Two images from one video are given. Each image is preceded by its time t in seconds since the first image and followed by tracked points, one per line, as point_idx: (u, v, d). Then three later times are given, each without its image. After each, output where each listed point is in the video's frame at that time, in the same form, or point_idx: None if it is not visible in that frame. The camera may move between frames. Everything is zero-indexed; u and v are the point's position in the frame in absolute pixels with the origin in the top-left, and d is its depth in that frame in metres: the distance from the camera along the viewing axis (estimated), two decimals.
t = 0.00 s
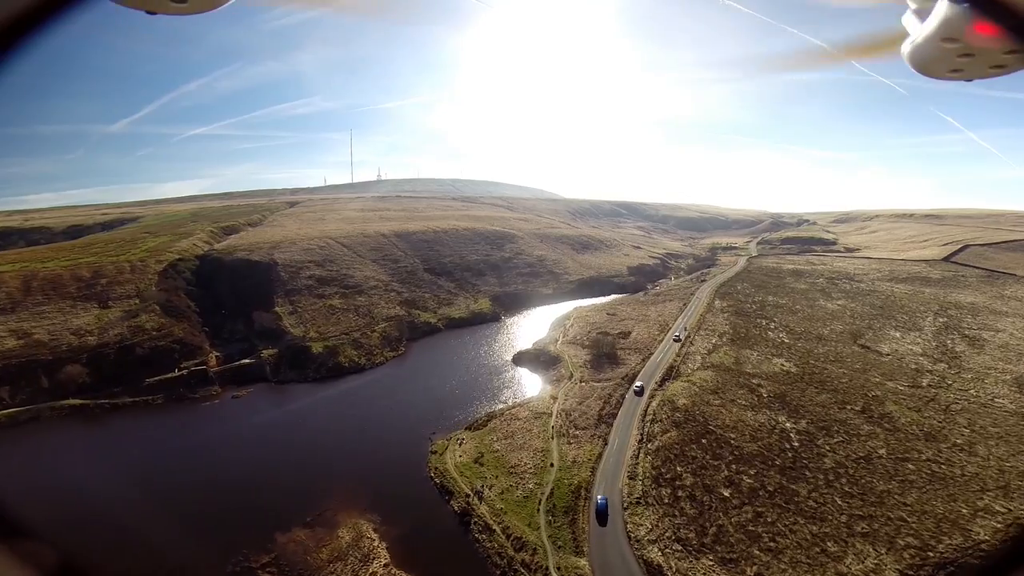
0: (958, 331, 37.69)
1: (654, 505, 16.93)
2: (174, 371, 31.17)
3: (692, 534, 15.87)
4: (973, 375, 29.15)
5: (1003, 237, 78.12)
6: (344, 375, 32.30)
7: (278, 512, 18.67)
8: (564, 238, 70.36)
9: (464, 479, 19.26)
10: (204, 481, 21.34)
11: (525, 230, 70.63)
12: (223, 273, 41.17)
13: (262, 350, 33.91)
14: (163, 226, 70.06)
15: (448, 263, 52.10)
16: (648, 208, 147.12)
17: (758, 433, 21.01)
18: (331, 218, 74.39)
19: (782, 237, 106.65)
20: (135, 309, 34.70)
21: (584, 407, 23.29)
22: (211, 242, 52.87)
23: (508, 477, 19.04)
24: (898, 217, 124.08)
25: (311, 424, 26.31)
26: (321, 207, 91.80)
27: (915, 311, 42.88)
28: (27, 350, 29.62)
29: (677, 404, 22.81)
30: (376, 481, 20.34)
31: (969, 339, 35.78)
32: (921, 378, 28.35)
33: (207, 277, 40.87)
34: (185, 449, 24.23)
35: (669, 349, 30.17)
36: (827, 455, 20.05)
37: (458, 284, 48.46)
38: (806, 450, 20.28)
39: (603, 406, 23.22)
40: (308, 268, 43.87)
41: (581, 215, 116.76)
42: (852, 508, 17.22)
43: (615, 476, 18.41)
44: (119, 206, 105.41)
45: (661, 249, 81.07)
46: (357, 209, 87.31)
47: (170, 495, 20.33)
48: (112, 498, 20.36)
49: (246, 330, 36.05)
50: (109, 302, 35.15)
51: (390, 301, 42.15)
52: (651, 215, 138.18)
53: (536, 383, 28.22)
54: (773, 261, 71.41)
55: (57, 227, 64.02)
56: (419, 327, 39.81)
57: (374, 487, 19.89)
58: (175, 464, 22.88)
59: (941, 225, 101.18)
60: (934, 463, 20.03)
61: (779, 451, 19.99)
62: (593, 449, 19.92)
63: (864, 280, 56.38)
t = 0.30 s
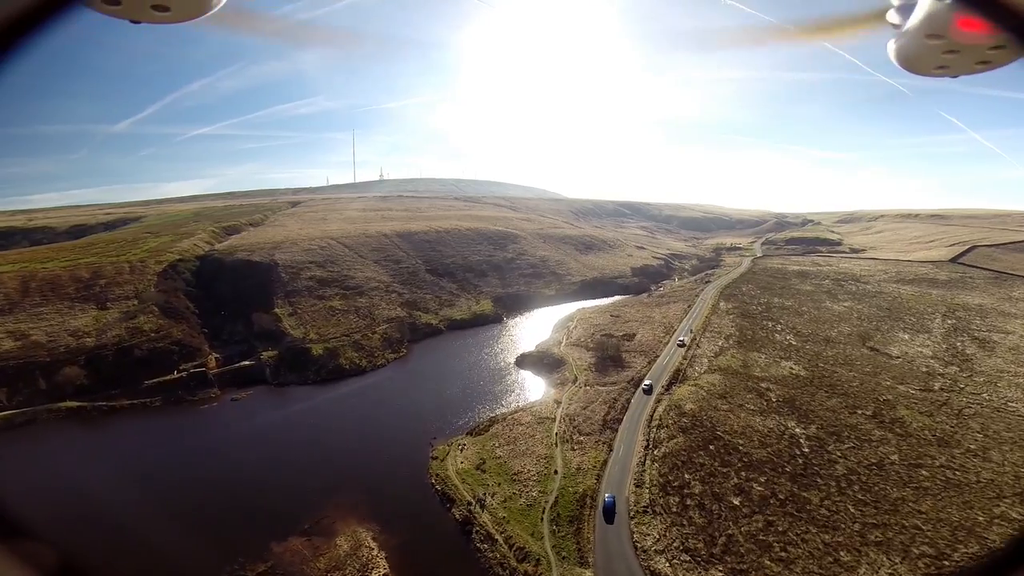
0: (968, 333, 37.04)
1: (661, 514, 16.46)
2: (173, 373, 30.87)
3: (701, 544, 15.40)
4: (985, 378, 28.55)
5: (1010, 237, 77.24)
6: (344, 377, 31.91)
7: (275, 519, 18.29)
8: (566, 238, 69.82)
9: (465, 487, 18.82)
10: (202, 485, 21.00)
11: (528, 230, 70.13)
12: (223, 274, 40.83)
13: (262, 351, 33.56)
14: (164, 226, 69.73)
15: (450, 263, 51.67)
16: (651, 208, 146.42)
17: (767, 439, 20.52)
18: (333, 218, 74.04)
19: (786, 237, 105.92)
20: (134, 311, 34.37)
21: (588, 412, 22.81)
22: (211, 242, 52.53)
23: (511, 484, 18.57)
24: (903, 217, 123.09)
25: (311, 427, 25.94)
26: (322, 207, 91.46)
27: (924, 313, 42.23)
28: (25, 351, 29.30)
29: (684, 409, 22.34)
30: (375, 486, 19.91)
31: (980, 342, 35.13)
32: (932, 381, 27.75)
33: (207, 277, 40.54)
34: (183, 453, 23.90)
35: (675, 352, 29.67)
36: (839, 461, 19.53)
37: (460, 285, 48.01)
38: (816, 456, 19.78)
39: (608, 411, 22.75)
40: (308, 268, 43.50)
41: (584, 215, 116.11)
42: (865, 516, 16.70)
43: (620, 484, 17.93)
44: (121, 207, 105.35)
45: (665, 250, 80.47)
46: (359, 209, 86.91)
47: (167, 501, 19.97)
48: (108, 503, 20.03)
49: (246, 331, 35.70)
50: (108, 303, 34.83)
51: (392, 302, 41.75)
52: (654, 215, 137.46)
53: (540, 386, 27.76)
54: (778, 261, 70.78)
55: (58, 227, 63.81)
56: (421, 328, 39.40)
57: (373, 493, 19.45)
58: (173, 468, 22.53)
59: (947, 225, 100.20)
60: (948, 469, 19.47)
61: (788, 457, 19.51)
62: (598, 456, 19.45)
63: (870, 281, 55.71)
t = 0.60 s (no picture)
0: (980, 336, 36.29)
1: (671, 524, 15.88)
2: (171, 376, 30.48)
3: (712, 556, 14.82)
4: (1000, 382, 27.83)
5: (1020, 237, 76.18)
6: (345, 380, 31.41)
7: (272, 529, 17.82)
8: (570, 239, 69.30)
9: (468, 496, 18.28)
10: (199, 490, 20.57)
11: (531, 230, 69.65)
12: (224, 274, 40.44)
13: (261, 354, 33.13)
14: (167, 226, 69.60)
15: (453, 264, 51.21)
16: (654, 208, 145.66)
17: (779, 446, 19.92)
18: (336, 218, 73.68)
19: (791, 237, 105.10)
20: (133, 312, 34.00)
21: (594, 418, 22.22)
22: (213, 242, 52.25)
23: (515, 493, 18.01)
24: (910, 217, 121.95)
25: (311, 431, 25.47)
26: (325, 207, 91.19)
27: (934, 315, 41.52)
28: (22, 353, 28.92)
29: (693, 415, 21.73)
30: (375, 494, 19.40)
31: (993, 344, 34.39)
32: (945, 385, 27.03)
33: (208, 278, 40.16)
34: (181, 457, 23.49)
35: (681, 355, 29.08)
36: (853, 469, 18.90)
37: (463, 286, 47.57)
38: (830, 463, 19.16)
39: (614, 417, 22.17)
40: (310, 269, 43.10)
41: (587, 215, 115.59)
42: (881, 526, 16.08)
43: (628, 493, 17.35)
44: (125, 207, 105.43)
45: (669, 250, 79.86)
46: (362, 209, 86.57)
47: (162, 506, 19.53)
48: (102, 508, 19.61)
49: (246, 333, 35.25)
50: (107, 304, 34.46)
51: (393, 303, 41.29)
52: (658, 215, 136.79)
53: (544, 391, 27.23)
54: (784, 262, 70.00)
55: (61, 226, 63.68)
56: (423, 330, 38.93)
57: (372, 501, 18.94)
58: (170, 471, 22.12)
59: (954, 225, 99.17)
60: (967, 476, 18.77)
61: (802, 465, 18.89)
62: (605, 464, 18.88)
63: (879, 282, 54.93)
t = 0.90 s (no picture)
0: (990, 337, 35.66)
1: (679, 533, 15.39)
2: (168, 378, 30.11)
3: (722, 567, 14.32)
4: (1012, 384, 27.22)
5: None
6: (345, 383, 30.96)
7: (270, 534, 17.44)
8: (573, 239, 68.77)
9: (469, 504, 17.80)
10: (197, 493, 20.26)
11: (534, 230, 69.15)
12: (223, 275, 40.05)
13: (260, 356, 32.72)
14: (168, 226, 69.37)
15: (455, 264, 50.74)
16: (657, 208, 145.06)
17: (789, 452, 19.43)
18: (337, 218, 73.33)
19: (795, 237, 104.36)
20: (131, 313, 33.63)
21: (599, 423, 21.75)
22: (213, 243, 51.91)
23: (518, 501, 17.52)
24: (914, 217, 121.13)
25: (312, 433, 25.09)
26: (327, 207, 90.85)
27: (942, 316, 40.89)
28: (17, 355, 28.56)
29: (700, 420, 21.23)
30: (375, 500, 18.98)
31: (1003, 346, 33.74)
32: (957, 388, 26.43)
33: (207, 279, 39.78)
34: (181, 458, 23.21)
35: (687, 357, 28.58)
36: (865, 475, 18.40)
37: (464, 287, 47.11)
38: (841, 469, 18.66)
39: (620, 422, 21.66)
40: (310, 270, 42.69)
41: (589, 215, 115.06)
42: (895, 534, 15.56)
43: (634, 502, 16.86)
44: (127, 207, 105.20)
45: (672, 250, 79.28)
46: (363, 209, 86.20)
47: (159, 509, 19.21)
48: (100, 510, 19.36)
49: (245, 335, 34.86)
50: (104, 306, 34.09)
51: (394, 305, 40.84)
52: (660, 215, 136.20)
53: (546, 394, 26.76)
54: (788, 262, 69.39)
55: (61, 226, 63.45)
56: (423, 332, 38.48)
57: (371, 507, 18.53)
58: (169, 474, 21.82)
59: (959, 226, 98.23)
60: (982, 481, 18.20)
61: (812, 472, 18.42)
62: (610, 471, 18.39)
63: (885, 283, 54.23)
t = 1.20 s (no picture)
0: (996, 338, 35.13)
1: (687, 543, 14.86)
2: (162, 380, 29.59)
3: None
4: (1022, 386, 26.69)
5: None
6: (342, 385, 30.41)
7: (265, 541, 16.99)
8: (573, 239, 68.18)
9: (469, 512, 17.26)
10: (195, 495, 19.98)
11: (534, 230, 68.55)
12: (219, 275, 39.47)
13: (256, 358, 32.20)
14: (165, 226, 68.69)
15: (454, 265, 50.17)
16: (657, 207, 144.43)
17: (798, 457, 18.94)
18: (335, 218, 72.66)
19: (795, 237, 103.77)
20: (125, 315, 33.05)
21: (602, 428, 21.22)
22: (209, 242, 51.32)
23: (519, 510, 16.96)
24: (915, 217, 120.55)
25: (311, 435, 24.63)
26: (325, 207, 90.13)
27: (947, 317, 40.35)
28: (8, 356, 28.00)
29: (707, 424, 20.70)
30: (374, 506, 18.50)
31: (1011, 347, 33.21)
32: (966, 391, 25.89)
33: (203, 279, 39.21)
34: (178, 461, 22.84)
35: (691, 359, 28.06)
36: (877, 481, 17.89)
37: (464, 288, 46.57)
38: (852, 475, 18.16)
39: (624, 427, 21.11)
40: (307, 270, 42.12)
41: (589, 215, 114.43)
42: (910, 541, 15.03)
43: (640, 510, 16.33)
44: (124, 207, 104.29)
45: (673, 250, 78.78)
46: (362, 209, 85.49)
47: (154, 513, 18.83)
48: (98, 511, 19.13)
49: (240, 337, 34.32)
50: (97, 307, 33.49)
51: (393, 305, 40.30)
52: (660, 214, 135.71)
53: (547, 398, 26.21)
54: (790, 262, 68.84)
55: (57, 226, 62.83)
56: (422, 333, 37.97)
57: (370, 514, 18.03)
58: (166, 476, 21.45)
59: (960, 225, 97.61)
60: (997, 487, 17.65)
61: (823, 477, 17.91)
62: (614, 478, 17.84)
63: (888, 283, 53.69)
